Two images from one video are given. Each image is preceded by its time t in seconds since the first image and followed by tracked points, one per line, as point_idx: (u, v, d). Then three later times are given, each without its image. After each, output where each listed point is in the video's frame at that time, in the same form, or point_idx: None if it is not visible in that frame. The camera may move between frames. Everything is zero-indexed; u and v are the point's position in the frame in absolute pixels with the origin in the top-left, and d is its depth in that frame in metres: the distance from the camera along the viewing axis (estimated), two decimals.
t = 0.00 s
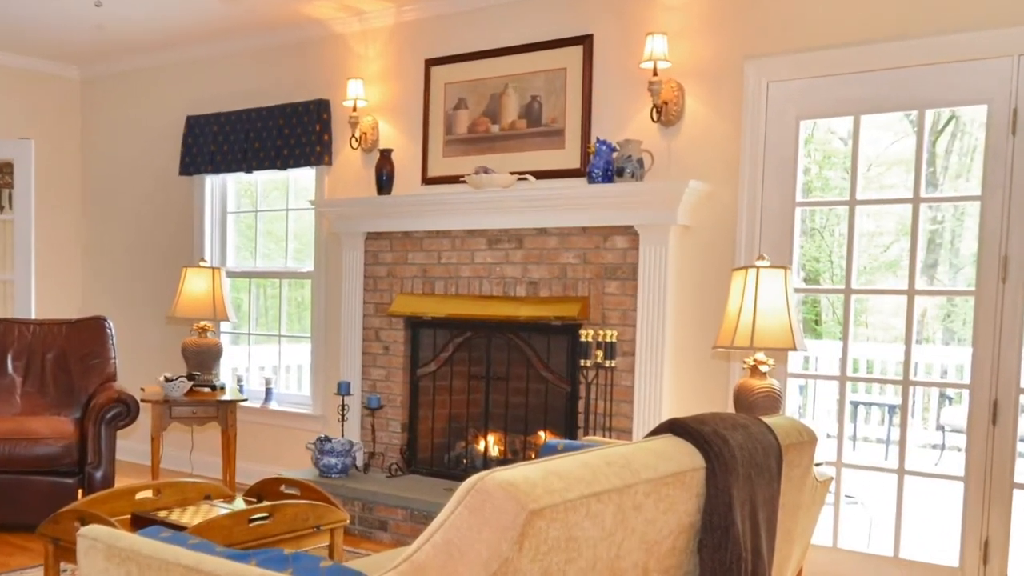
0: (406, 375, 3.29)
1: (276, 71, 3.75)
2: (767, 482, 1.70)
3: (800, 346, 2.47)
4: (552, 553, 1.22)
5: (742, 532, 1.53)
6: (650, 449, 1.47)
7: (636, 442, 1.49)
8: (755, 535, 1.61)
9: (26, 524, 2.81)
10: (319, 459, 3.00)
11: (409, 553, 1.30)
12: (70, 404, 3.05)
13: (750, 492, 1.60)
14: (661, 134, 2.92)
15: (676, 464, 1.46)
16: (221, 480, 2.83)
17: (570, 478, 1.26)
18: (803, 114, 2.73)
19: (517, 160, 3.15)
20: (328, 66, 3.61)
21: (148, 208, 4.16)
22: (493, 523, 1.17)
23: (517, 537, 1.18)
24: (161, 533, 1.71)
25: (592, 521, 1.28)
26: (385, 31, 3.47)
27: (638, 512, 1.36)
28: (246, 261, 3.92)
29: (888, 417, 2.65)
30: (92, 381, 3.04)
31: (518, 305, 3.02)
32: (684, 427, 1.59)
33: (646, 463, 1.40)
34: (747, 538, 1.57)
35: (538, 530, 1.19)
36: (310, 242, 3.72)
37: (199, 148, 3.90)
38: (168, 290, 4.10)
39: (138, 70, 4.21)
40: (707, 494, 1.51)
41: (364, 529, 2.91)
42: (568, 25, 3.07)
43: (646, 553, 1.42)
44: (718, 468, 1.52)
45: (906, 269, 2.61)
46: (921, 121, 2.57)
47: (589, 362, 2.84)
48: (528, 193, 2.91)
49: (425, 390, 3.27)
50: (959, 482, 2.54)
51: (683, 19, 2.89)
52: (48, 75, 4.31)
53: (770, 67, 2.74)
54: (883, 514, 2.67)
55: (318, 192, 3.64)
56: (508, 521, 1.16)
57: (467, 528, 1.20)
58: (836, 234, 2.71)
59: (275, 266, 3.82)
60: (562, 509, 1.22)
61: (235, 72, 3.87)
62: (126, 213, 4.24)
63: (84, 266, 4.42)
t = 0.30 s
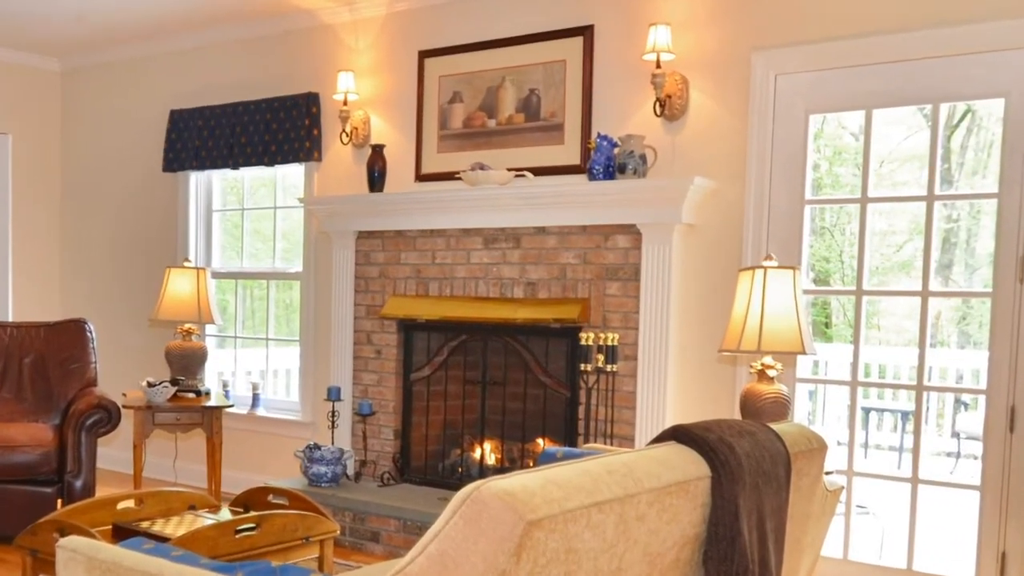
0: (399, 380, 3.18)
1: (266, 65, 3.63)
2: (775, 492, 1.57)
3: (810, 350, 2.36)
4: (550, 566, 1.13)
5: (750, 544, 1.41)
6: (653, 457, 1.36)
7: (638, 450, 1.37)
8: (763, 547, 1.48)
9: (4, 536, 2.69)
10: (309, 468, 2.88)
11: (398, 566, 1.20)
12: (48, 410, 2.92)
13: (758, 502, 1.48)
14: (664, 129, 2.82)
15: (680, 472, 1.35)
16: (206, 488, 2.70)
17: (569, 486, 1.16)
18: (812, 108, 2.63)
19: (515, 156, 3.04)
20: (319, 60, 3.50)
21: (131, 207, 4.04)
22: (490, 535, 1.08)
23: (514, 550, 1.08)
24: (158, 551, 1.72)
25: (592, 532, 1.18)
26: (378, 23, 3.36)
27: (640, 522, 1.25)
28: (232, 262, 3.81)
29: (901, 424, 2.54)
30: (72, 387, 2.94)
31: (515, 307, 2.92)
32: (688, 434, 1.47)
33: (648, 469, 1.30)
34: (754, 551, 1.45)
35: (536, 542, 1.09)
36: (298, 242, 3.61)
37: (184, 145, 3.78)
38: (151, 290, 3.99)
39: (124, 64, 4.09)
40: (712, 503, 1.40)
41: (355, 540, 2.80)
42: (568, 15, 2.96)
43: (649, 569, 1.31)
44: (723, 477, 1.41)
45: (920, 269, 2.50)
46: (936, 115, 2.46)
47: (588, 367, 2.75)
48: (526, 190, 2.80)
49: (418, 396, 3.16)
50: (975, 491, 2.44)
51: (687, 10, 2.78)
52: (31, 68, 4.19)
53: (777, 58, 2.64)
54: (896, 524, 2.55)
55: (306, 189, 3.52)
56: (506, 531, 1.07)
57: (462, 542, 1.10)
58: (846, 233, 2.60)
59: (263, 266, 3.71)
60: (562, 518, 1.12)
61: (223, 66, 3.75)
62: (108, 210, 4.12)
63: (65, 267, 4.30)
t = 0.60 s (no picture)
0: (391, 384, 3.08)
1: (256, 58, 3.53)
2: (782, 501, 1.44)
3: (819, 353, 2.26)
4: None
5: (757, 557, 1.29)
6: (656, 465, 1.25)
7: (640, 459, 1.27)
8: (771, 561, 1.36)
9: None
10: (299, 478, 2.78)
11: None
12: (27, 415, 2.83)
13: (766, 512, 1.37)
14: (666, 124, 2.72)
15: (684, 481, 1.25)
16: (192, 497, 2.59)
17: (569, 493, 1.07)
18: (821, 102, 2.53)
19: (512, 152, 2.95)
20: (311, 55, 3.40)
21: (115, 205, 3.94)
22: (485, 545, 1.00)
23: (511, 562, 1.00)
24: (141, 561, 1.62)
25: (595, 544, 1.08)
26: (372, 16, 3.26)
27: (643, 533, 1.15)
28: (217, 261, 3.71)
29: (914, 430, 2.44)
30: (51, 391, 2.85)
31: (512, 309, 2.82)
32: (693, 442, 1.35)
33: (653, 477, 1.20)
34: (761, 565, 1.33)
35: (536, 553, 1.00)
36: (287, 241, 3.51)
37: (167, 142, 3.69)
38: (134, 290, 3.88)
39: (109, 57, 3.98)
40: (716, 513, 1.29)
41: (346, 551, 2.70)
42: (567, 6, 2.86)
43: None
44: (729, 486, 1.30)
45: (933, 270, 2.40)
46: (950, 110, 2.36)
47: (588, 371, 2.65)
48: (524, 187, 2.70)
49: (412, 401, 3.06)
50: (990, 500, 2.34)
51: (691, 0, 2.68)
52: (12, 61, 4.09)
53: (784, 50, 2.54)
54: (908, 535, 2.46)
55: (295, 187, 3.42)
56: (502, 541, 0.98)
57: (457, 553, 1.02)
58: (855, 232, 2.51)
59: (250, 266, 3.61)
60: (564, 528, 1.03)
61: (212, 59, 3.64)
62: (91, 208, 4.01)
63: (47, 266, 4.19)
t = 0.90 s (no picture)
0: (387, 387, 3.02)
1: (249, 54, 3.46)
2: (787, 508, 1.36)
3: (825, 356, 2.20)
4: None
5: (761, 564, 1.23)
6: (658, 470, 1.19)
7: (641, 463, 1.20)
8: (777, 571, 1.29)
9: None
10: (291, 485, 2.71)
11: None
12: (12, 419, 2.76)
13: (772, 518, 1.30)
14: (668, 121, 2.66)
15: (686, 486, 1.18)
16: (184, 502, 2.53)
17: (568, 498, 1.00)
18: (826, 99, 2.47)
19: (510, 150, 2.88)
20: (305, 51, 3.33)
21: (104, 203, 3.87)
22: (481, 554, 0.94)
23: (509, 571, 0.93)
24: (129, 570, 1.53)
25: (596, 551, 1.02)
26: (367, 11, 3.19)
27: (645, 541, 1.09)
28: (210, 261, 3.65)
29: (922, 435, 2.37)
30: (37, 395, 2.79)
31: (509, 311, 2.75)
32: (695, 446, 1.28)
33: (655, 483, 1.13)
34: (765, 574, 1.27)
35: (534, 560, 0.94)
36: (279, 241, 3.45)
37: (157, 139, 3.62)
38: (123, 290, 3.81)
39: (99, 52, 3.90)
40: (719, 520, 1.22)
41: (340, 558, 2.64)
42: None
43: None
44: (733, 492, 1.23)
45: (942, 270, 2.34)
46: (959, 106, 2.30)
47: (588, 374, 2.59)
48: (523, 185, 2.64)
49: (408, 405, 3.00)
50: (1001, 506, 2.28)
51: None
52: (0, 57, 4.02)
53: (789, 44, 2.48)
54: (917, 543, 2.39)
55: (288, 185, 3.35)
56: (499, 550, 0.92)
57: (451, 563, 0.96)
58: (863, 232, 2.44)
59: (241, 267, 3.55)
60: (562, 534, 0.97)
61: (204, 55, 3.58)
62: (80, 206, 3.94)
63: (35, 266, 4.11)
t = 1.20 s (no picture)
0: (387, 387, 3.02)
1: (250, 55, 3.47)
2: (787, 508, 1.36)
3: (824, 356, 2.20)
4: None
5: (761, 564, 1.23)
6: (658, 470, 1.19)
7: (641, 463, 1.20)
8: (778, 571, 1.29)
9: None
10: (291, 485, 2.71)
11: None
12: (12, 419, 2.76)
13: (772, 518, 1.30)
14: (668, 121, 2.66)
15: (686, 486, 1.18)
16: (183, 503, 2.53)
17: (568, 498, 1.00)
18: (826, 98, 2.47)
19: (510, 150, 2.88)
20: (306, 51, 3.33)
21: (104, 203, 3.87)
22: (480, 555, 0.94)
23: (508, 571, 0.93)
24: (129, 570, 1.53)
25: (595, 551, 1.02)
26: (367, 11, 3.20)
27: (645, 541, 1.09)
28: (210, 261, 3.64)
29: (922, 435, 2.38)
30: (37, 394, 2.79)
31: (509, 311, 2.75)
32: (696, 447, 1.28)
33: (655, 483, 1.13)
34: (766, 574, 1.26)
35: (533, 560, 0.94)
36: (279, 241, 3.45)
37: (158, 139, 3.62)
38: (123, 289, 3.81)
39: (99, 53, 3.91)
40: (718, 520, 1.23)
41: (340, 558, 2.64)
42: None
43: None
44: (733, 492, 1.23)
45: (942, 270, 2.34)
46: (960, 106, 2.30)
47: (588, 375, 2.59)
48: (523, 185, 2.64)
49: (408, 405, 3.00)
50: (1000, 506, 2.28)
51: None
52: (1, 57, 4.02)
53: (789, 43, 2.48)
54: (917, 543, 2.39)
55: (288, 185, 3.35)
56: (498, 550, 0.92)
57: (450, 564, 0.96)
58: (863, 232, 2.44)
59: (241, 267, 3.55)
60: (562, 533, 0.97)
61: (204, 55, 3.58)
62: (80, 206, 3.94)
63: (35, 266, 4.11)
